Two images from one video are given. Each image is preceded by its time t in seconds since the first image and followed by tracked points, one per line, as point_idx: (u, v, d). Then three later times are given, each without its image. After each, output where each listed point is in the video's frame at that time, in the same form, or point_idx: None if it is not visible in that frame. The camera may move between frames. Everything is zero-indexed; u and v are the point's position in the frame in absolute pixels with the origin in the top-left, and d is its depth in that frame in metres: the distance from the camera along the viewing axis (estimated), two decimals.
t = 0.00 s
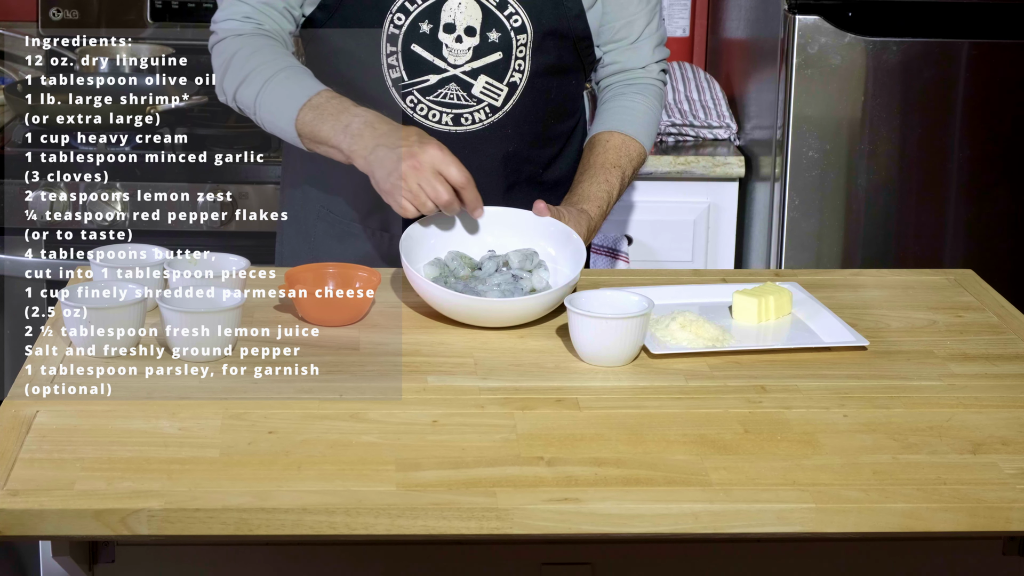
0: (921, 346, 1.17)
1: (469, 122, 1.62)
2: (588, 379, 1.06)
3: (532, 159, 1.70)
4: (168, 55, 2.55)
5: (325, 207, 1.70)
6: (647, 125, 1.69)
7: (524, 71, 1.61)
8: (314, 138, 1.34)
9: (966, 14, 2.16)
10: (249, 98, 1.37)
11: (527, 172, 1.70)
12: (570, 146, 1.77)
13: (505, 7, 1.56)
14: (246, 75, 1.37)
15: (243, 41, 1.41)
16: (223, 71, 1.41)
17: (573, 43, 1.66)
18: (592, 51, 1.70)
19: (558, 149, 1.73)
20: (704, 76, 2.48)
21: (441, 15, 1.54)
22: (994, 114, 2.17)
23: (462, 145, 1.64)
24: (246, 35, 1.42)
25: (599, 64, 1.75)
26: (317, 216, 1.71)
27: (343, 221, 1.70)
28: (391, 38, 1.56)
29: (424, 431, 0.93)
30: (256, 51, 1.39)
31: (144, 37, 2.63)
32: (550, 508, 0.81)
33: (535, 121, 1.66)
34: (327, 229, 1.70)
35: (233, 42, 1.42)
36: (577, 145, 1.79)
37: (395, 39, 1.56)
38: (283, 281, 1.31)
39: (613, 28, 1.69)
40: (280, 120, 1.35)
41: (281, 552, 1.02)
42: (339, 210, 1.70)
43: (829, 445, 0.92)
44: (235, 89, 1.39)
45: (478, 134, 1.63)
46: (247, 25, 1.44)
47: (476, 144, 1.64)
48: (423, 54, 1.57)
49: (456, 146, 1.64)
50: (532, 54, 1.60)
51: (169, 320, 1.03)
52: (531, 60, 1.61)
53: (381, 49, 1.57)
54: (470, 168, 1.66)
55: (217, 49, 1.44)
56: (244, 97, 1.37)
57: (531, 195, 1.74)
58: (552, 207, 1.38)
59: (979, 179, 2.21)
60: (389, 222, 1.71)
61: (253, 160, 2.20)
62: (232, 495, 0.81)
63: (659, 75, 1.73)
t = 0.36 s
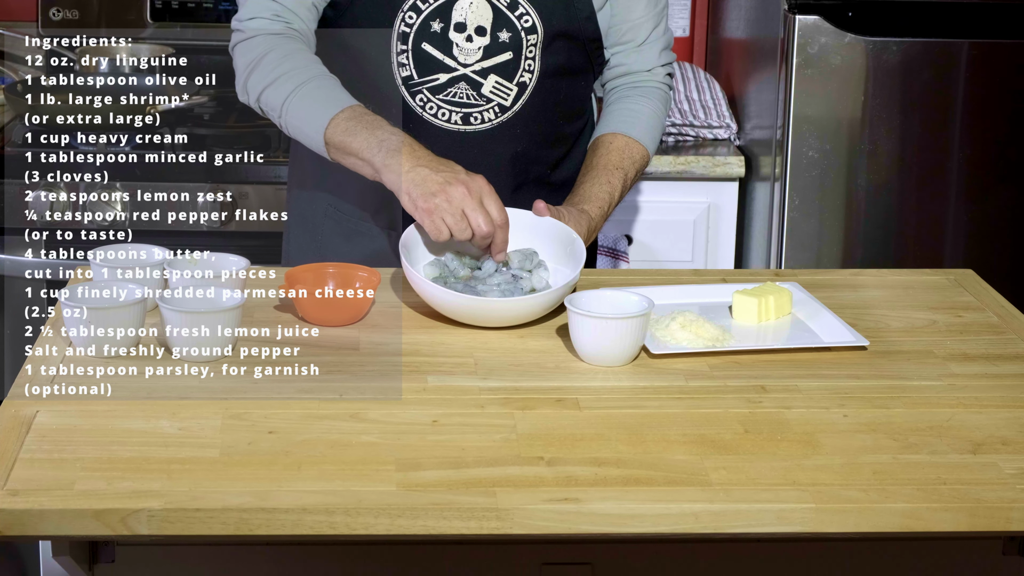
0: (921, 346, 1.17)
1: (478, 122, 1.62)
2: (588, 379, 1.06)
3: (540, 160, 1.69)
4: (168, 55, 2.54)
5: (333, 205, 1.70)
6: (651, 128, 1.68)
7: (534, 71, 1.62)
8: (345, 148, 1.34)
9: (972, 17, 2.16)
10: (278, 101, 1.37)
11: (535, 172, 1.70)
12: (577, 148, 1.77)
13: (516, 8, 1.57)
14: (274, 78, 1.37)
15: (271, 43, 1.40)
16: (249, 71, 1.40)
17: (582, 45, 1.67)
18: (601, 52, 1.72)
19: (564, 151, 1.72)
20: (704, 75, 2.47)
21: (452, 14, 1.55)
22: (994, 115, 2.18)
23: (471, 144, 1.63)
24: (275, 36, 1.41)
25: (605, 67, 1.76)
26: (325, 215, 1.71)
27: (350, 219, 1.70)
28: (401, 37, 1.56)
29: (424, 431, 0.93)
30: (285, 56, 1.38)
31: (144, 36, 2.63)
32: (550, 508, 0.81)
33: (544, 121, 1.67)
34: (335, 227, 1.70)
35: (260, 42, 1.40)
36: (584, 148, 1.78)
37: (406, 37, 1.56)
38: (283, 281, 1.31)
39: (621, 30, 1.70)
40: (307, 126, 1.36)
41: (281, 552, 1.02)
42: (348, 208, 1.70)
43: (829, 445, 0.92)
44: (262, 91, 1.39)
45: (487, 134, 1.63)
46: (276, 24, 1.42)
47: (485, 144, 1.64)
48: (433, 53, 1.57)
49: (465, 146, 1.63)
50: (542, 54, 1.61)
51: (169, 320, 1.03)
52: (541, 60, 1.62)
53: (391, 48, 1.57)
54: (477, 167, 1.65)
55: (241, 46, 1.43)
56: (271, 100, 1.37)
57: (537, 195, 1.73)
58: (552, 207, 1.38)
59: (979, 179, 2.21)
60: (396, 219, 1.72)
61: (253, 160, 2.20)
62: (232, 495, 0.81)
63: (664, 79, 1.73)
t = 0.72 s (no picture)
0: (921, 346, 1.17)
1: (485, 122, 1.62)
2: (588, 379, 1.06)
3: (546, 160, 1.69)
4: (168, 55, 2.54)
5: (339, 205, 1.70)
6: (655, 131, 1.68)
7: (540, 72, 1.62)
8: (352, 147, 1.34)
9: (977, 19, 2.17)
10: (286, 99, 1.37)
11: (541, 173, 1.70)
12: (583, 150, 1.77)
13: (523, 9, 1.57)
14: (283, 77, 1.37)
15: (282, 42, 1.40)
16: (258, 70, 1.40)
17: (590, 46, 1.67)
18: (607, 53, 1.72)
19: (571, 152, 1.72)
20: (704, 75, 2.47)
21: (459, 15, 1.55)
22: (995, 115, 2.18)
23: (477, 145, 1.63)
24: (286, 35, 1.41)
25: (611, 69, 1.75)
26: (332, 214, 1.71)
27: (357, 218, 1.71)
28: (408, 37, 1.56)
29: (423, 431, 0.93)
30: (295, 55, 1.38)
31: (144, 36, 2.63)
32: (550, 508, 0.81)
33: (551, 122, 1.66)
34: (342, 227, 1.71)
35: (270, 42, 1.41)
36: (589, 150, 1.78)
37: (413, 38, 1.56)
38: (283, 281, 1.31)
39: (627, 31, 1.70)
40: (315, 125, 1.36)
41: (281, 552, 1.02)
42: (354, 208, 1.70)
43: (829, 445, 0.92)
44: (270, 89, 1.39)
45: (494, 135, 1.63)
46: (287, 23, 1.43)
47: (491, 145, 1.64)
48: (440, 54, 1.57)
49: (471, 147, 1.63)
50: (548, 56, 1.61)
51: (169, 320, 1.03)
52: (547, 61, 1.62)
53: (398, 48, 1.58)
54: (484, 167, 1.65)
55: (250, 45, 1.43)
56: (280, 99, 1.38)
57: (543, 196, 1.73)
58: (553, 207, 1.38)
59: (979, 179, 2.21)
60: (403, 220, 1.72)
61: (253, 160, 2.20)
62: (232, 495, 0.81)
63: (669, 81, 1.73)
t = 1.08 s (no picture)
0: (921, 346, 1.17)
1: (487, 122, 1.62)
2: (588, 379, 1.06)
3: (549, 160, 1.69)
4: (168, 55, 2.54)
5: (343, 204, 1.70)
6: (658, 132, 1.68)
7: (542, 72, 1.62)
8: (347, 144, 1.34)
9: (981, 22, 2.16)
10: (284, 97, 1.37)
11: (544, 173, 1.70)
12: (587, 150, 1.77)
13: (525, 8, 1.57)
14: (281, 75, 1.37)
15: (280, 40, 1.40)
16: (257, 68, 1.41)
17: (593, 46, 1.67)
18: (610, 53, 1.71)
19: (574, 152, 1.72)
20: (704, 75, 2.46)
21: (462, 14, 1.55)
22: (995, 115, 2.18)
23: (479, 145, 1.63)
24: (286, 34, 1.41)
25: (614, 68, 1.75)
26: (335, 213, 1.71)
27: (360, 217, 1.71)
28: (411, 36, 1.57)
29: (423, 430, 0.93)
30: (294, 53, 1.38)
31: (144, 36, 2.63)
32: (550, 508, 0.81)
33: (553, 122, 1.66)
34: (345, 226, 1.71)
35: (269, 41, 1.41)
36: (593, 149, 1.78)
37: (415, 37, 1.57)
38: (283, 281, 1.31)
39: (631, 32, 1.70)
40: (313, 122, 1.36)
41: (280, 551, 1.02)
42: (357, 207, 1.70)
43: (829, 445, 0.92)
44: (268, 87, 1.39)
45: (496, 134, 1.63)
46: (286, 22, 1.42)
47: (493, 144, 1.64)
48: (442, 53, 1.57)
49: (473, 146, 1.63)
50: (550, 55, 1.61)
51: (169, 320, 1.03)
52: (550, 61, 1.62)
53: (401, 47, 1.58)
54: (486, 167, 1.65)
55: (250, 43, 1.43)
56: (277, 96, 1.38)
57: (547, 196, 1.73)
58: (554, 207, 1.38)
59: (979, 179, 2.21)
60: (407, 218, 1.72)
61: (253, 160, 2.20)
62: (232, 495, 0.81)
63: (673, 82, 1.73)
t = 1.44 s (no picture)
0: (921, 346, 1.17)
1: (487, 121, 1.62)
2: (588, 379, 1.06)
3: (549, 160, 1.69)
4: (168, 55, 2.54)
5: (343, 204, 1.70)
6: (658, 132, 1.68)
7: (543, 72, 1.62)
8: (346, 140, 1.34)
9: (982, 22, 2.16)
10: (283, 94, 1.37)
11: (544, 173, 1.70)
12: (587, 150, 1.77)
13: (526, 8, 1.58)
14: (281, 73, 1.37)
15: (281, 38, 1.40)
16: (258, 66, 1.41)
17: (593, 46, 1.67)
18: (611, 53, 1.72)
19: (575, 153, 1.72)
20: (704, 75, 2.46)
21: (462, 14, 1.55)
22: (995, 116, 2.18)
23: (479, 144, 1.63)
24: (287, 31, 1.42)
25: (615, 70, 1.76)
26: (335, 213, 1.71)
27: (360, 218, 1.70)
28: (411, 36, 1.57)
29: (424, 431, 0.93)
30: (294, 51, 1.38)
31: (144, 36, 2.63)
32: (550, 508, 0.81)
33: (553, 121, 1.66)
34: (345, 226, 1.70)
35: (269, 39, 1.41)
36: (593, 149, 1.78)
37: (416, 36, 1.57)
38: (283, 282, 1.31)
39: (631, 32, 1.70)
40: (313, 120, 1.36)
41: (281, 551, 1.02)
42: (358, 206, 1.70)
43: (829, 445, 0.92)
44: (268, 85, 1.39)
45: (497, 134, 1.63)
46: (287, 20, 1.43)
47: (494, 144, 1.64)
48: (443, 53, 1.57)
49: (474, 146, 1.63)
50: (551, 55, 1.61)
51: (169, 320, 1.03)
52: (550, 61, 1.62)
53: (402, 47, 1.58)
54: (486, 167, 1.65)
55: (251, 42, 1.43)
56: (277, 94, 1.38)
57: (548, 195, 1.73)
58: (554, 207, 1.38)
59: (979, 179, 2.21)
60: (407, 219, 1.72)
61: (253, 160, 2.20)
62: (232, 494, 0.81)
63: (673, 83, 1.72)
